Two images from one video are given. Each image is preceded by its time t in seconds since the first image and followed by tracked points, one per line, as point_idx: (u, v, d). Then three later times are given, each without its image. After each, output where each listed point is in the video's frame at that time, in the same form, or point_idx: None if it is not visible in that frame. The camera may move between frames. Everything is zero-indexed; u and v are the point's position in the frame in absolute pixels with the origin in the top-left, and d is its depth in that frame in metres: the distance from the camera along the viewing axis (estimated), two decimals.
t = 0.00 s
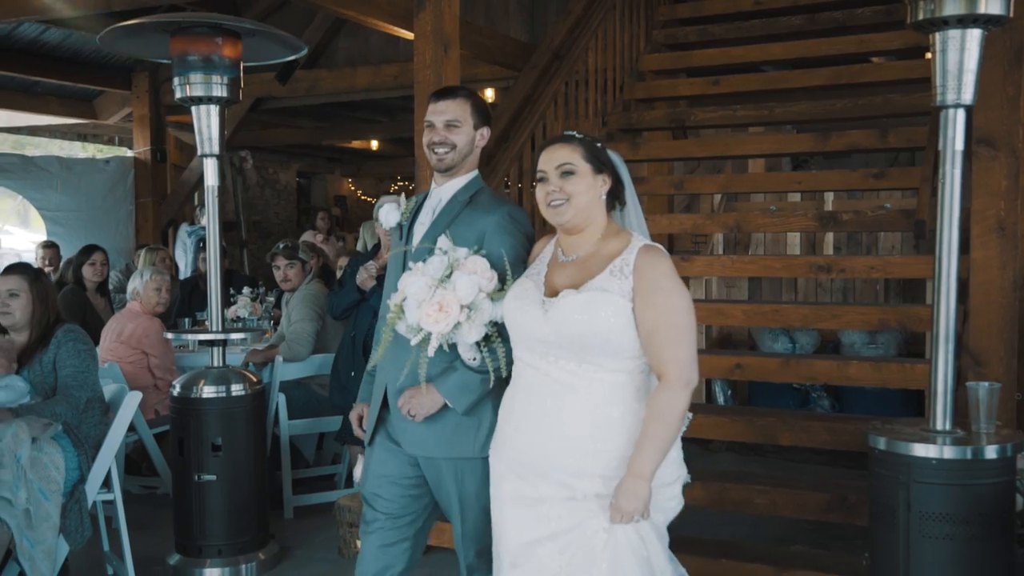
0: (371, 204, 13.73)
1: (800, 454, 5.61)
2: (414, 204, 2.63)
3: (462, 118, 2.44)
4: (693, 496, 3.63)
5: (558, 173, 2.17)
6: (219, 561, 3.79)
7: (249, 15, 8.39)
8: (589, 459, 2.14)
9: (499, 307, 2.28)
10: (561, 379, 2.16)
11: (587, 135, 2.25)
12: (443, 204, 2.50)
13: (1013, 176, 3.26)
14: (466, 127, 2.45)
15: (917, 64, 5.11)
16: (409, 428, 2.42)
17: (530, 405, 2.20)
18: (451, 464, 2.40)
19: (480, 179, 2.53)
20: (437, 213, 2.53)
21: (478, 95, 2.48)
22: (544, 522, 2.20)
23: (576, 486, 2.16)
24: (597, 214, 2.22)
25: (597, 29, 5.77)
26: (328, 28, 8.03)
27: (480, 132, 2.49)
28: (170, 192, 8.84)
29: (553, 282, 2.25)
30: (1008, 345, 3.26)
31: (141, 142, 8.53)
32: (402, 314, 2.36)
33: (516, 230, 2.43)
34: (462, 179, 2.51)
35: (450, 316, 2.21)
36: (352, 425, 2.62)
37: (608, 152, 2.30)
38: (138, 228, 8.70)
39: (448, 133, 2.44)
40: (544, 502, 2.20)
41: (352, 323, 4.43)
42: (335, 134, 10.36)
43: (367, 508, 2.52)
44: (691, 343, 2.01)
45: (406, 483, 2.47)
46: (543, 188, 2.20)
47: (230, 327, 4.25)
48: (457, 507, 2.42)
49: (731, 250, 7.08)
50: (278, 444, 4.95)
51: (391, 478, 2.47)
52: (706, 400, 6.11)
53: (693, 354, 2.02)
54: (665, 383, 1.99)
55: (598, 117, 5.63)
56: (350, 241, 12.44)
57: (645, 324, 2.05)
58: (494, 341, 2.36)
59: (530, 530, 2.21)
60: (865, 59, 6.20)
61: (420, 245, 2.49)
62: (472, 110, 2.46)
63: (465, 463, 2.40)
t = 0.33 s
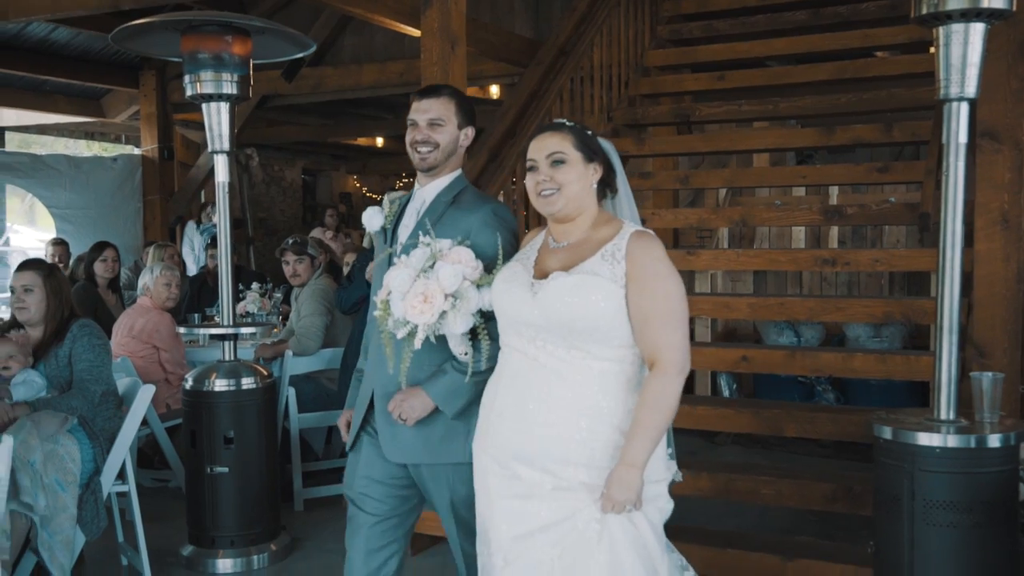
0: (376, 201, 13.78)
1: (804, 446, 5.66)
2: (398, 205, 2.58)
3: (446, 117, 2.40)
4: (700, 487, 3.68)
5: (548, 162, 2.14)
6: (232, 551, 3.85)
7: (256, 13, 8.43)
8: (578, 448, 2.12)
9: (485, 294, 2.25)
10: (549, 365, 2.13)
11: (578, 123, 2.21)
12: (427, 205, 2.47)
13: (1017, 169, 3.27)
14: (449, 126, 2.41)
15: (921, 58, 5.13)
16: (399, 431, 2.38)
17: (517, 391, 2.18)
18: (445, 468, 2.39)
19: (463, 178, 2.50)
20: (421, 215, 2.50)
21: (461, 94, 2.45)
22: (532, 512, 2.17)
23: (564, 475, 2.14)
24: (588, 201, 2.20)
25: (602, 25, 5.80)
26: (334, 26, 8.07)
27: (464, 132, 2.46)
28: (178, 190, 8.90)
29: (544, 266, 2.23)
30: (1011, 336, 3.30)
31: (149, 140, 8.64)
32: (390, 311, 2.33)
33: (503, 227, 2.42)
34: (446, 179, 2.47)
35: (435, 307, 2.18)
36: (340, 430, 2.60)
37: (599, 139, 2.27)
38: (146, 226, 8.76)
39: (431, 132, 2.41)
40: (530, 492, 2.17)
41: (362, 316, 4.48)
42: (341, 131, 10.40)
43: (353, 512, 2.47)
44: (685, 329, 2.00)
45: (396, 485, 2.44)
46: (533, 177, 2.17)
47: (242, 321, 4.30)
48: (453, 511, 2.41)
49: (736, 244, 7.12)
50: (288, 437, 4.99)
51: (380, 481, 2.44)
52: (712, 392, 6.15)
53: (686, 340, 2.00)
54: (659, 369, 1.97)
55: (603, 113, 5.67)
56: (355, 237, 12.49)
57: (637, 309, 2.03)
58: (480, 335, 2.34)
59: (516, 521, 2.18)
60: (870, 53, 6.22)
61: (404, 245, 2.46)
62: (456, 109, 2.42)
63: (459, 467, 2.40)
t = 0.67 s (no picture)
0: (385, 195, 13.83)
1: (813, 436, 5.69)
2: (383, 195, 2.57)
3: (430, 104, 2.41)
4: (710, 476, 3.73)
5: (545, 149, 2.15)
6: (250, 539, 3.92)
7: (266, 9, 8.47)
8: (577, 440, 2.15)
9: (482, 287, 2.27)
10: (548, 358, 2.15)
11: (573, 109, 2.23)
12: (416, 194, 2.48)
13: None
14: (434, 113, 2.42)
15: (932, 50, 5.14)
16: (389, 427, 2.40)
17: (517, 386, 2.20)
18: (432, 465, 2.40)
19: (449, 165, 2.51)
20: (408, 204, 2.50)
21: (445, 80, 2.45)
22: (532, 506, 2.20)
23: (564, 467, 2.16)
24: (585, 188, 2.21)
25: (611, 19, 5.82)
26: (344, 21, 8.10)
27: (450, 119, 2.47)
28: (189, 185, 8.95)
29: (541, 258, 2.25)
30: (1020, 327, 3.32)
31: (160, 135, 8.68)
32: (383, 304, 2.34)
33: (496, 215, 2.43)
34: (432, 167, 2.48)
35: (431, 300, 2.21)
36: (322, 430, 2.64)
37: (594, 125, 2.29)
38: (159, 221, 8.84)
39: (415, 119, 2.41)
40: (531, 484, 2.20)
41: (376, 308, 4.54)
42: (351, 126, 10.45)
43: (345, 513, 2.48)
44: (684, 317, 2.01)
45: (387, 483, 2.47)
46: (529, 164, 2.18)
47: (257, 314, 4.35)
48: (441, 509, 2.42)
49: (746, 237, 7.15)
50: (302, 429, 5.05)
51: (371, 479, 2.47)
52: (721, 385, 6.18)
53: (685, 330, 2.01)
54: (657, 359, 1.97)
55: (612, 106, 5.69)
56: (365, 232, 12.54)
57: (636, 299, 2.04)
58: (475, 329, 2.36)
59: (517, 515, 2.21)
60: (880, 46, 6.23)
61: (395, 235, 2.46)
62: (441, 96, 2.42)
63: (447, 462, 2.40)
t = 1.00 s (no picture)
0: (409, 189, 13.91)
1: (836, 428, 5.71)
2: (381, 180, 2.51)
3: (429, 87, 2.36)
4: (732, 467, 3.76)
5: (563, 135, 2.12)
6: (279, 527, 3.99)
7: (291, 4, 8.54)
8: (590, 435, 2.12)
9: (489, 277, 2.24)
10: (560, 351, 2.13)
11: (586, 98, 2.21)
12: (419, 178, 2.43)
13: None
14: (433, 95, 2.37)
15: (958, 42, 5.13)
16: (391, 415, 2.38)
17: (531, 379, 2.18)
18: (433, 455, 2.37)
19: (449, 149, 2.48)
20: (411, 188, 2.45)
21: (444, 62, 2.40)
22: (548, 500, 2.19)
23: (578, 462, 2.14)
24: (598, 178, 2.19)
25: (634, 12, 5.84)
26: (368, 15, 8.16)
27: (449, 102, 2.42)
28: (216, 179, 9.07)
29: (548, 250, 2.21)
30: None
31: (188, 129, 8.85)
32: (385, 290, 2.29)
33: (503, 201, 2.40)
34: (433, 151, 2.44)
35: (436, 287, 2.16)
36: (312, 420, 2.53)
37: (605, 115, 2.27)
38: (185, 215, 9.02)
39: (414, 102, 2.37)
40: (548, 478, 2.19)
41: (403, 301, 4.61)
42: (375, 120, 10.51)
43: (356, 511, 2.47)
44: (697, 312, 1.97)
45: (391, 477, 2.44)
46: (545, 150, 2.15)
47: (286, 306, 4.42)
48: (440, 503, 2.37)
49: (769, 229, 7.15)
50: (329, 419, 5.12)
51: (376, 471, 2.45)
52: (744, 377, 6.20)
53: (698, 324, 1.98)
54: (670, 355, 1.95)
55: (635, 99, 5.72)
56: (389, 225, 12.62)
57: (649, 293, 2.01)
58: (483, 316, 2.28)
59: (535, 506, 2.21)
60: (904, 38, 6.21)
61: (400, 221, 2.40)
62: (440, 78, 2.37)
63: (446, 452, 2.37)
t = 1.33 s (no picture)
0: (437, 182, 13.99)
1: (866, 419, 5.72)
2: (388, 171, 2.38)
3: (435, 75, 2.23)
4: (763, 457, 3.77)
5: (583, 132, 2.01)
6: (314, 514, 4.07)
7: None
8: (604, 437, 2.03)
9: (502, 277, 2.13)
10: (574, 352, 2.05)
11: (605, 93, 2.11)
12: (427, 170, 2.30)
13: None
14: (440, 84, 2.24)
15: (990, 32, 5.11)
16: (397, 409, 2.24)
17: (545, 381, 2.10)
18: (441, 448, 2.24)
19: (457, 140, 2.35)
20: (419, 180, 2.32)
21: (451, 50, 2.27)
22: (562, 503, 2.10)
23: (592, 465, 2.05)
24: (617, 175, 2.09)
25: (663, 5, 5.82)
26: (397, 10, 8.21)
27: (456, 91, 2.28)
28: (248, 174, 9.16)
29: (562, 250, 2.11)
30: None
31: (220, 125, 8.89)
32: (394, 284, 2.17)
33: (514, 193, 2.28)
34: (441, 141, 2.31)
35: (447, 286, 2.04)
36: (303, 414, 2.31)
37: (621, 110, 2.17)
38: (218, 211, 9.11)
39: (421, 91, 2.24)
40: (562, 482, 2.10)
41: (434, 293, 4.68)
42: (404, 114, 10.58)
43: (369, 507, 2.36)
44: (717, 313, 1.89)
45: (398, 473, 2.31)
46: (565, 147, 2.03)
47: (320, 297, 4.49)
48: (450, 498, 2.24)
49: (799, 220, 7.15)
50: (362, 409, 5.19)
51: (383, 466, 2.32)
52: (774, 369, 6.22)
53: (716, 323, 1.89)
54: (689, 356, 1.87)
55: (664, 92, 5.74)
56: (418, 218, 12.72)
57: (667, 292, 1.92)
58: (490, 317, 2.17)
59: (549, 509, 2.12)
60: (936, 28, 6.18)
61: (411, 212, 2.28)
62: (446, 67, 2.24)
63: (456, 445, 2.24)
